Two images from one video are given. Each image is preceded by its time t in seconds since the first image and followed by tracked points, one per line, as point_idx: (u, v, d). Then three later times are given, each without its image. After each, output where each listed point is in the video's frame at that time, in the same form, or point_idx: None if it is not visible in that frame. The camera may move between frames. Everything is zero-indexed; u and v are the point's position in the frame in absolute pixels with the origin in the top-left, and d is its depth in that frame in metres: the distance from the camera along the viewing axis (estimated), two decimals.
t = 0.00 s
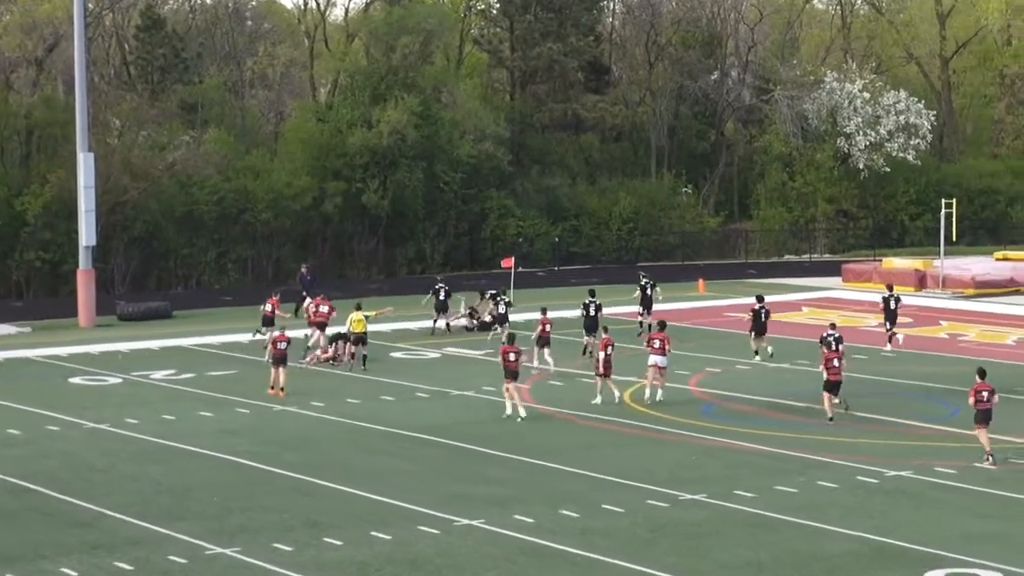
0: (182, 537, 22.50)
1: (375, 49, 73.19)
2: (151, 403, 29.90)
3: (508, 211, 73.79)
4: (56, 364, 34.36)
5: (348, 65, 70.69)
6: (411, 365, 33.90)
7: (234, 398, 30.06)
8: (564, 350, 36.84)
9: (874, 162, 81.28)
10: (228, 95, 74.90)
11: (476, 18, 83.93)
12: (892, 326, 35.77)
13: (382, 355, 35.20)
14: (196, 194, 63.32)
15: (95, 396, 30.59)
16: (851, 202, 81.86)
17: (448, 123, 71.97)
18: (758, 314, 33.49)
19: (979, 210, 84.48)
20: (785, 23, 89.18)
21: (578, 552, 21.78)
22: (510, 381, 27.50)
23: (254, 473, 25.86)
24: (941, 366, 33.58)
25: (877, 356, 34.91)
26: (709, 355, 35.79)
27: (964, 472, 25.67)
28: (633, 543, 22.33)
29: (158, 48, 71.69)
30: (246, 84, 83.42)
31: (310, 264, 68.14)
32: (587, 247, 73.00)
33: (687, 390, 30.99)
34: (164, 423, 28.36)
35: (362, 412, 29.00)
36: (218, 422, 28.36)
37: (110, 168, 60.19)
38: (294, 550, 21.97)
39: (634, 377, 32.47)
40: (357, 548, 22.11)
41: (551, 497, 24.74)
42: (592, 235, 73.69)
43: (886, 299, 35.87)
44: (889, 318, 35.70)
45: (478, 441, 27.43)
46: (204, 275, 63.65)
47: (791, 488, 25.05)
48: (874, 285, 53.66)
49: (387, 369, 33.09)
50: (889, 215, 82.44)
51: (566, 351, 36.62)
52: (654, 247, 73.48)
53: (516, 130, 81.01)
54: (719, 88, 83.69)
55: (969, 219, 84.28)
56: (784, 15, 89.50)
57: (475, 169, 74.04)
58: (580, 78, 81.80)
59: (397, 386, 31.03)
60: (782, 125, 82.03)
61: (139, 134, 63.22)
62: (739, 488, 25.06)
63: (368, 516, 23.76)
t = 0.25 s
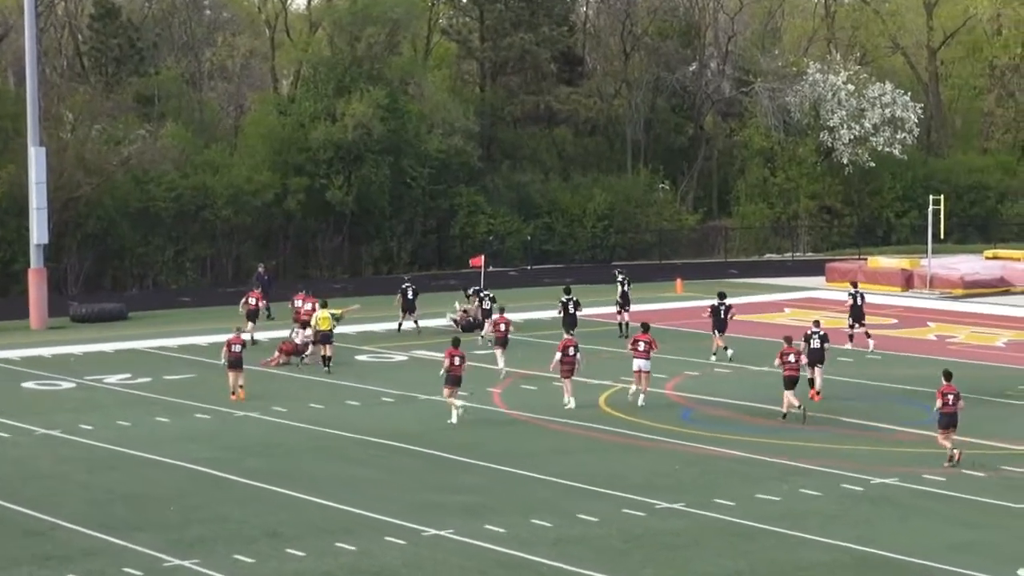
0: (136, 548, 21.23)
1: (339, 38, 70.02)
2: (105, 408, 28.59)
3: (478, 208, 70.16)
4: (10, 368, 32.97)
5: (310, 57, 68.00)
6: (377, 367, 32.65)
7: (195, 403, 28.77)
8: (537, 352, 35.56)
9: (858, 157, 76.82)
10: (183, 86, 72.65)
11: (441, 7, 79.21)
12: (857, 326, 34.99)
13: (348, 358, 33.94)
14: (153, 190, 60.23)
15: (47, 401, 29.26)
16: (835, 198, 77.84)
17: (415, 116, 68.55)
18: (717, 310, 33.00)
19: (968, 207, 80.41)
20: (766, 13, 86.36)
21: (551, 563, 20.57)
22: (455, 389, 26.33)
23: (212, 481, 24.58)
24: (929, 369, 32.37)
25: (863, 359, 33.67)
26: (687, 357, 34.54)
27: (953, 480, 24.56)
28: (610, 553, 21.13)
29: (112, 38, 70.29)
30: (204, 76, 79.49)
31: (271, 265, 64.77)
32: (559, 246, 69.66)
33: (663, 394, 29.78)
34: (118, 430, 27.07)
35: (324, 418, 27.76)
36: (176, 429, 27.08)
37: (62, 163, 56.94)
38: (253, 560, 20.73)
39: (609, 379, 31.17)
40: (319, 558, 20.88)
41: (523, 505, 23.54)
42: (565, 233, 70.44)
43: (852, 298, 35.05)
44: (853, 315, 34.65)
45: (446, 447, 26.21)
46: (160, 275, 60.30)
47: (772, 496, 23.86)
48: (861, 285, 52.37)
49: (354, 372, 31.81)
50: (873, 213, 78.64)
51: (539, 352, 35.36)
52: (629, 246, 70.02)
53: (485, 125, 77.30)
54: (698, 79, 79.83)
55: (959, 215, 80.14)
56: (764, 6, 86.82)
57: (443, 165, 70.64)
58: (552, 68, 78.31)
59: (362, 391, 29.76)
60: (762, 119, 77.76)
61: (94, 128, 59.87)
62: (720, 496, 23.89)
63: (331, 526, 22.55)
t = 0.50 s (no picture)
0: (99, 561, 19.93)
1: (311, 25, 65.72)
2: (66, 415, 27.25)
3: (456, 205, 67.22)
4: None
5: (279, 44, 64.74)
6: (352, 370, 31.39)
7: (162, 409, 27.52)
8: (518, 354, 34.28)
9: (854, 151, 75.56)
10: (150, 76, 66.68)
11: None
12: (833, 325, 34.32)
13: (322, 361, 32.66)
14: (117, 184, 56.80)
15: (6, 407, 27.88)
16: (830, 194, 76.85)
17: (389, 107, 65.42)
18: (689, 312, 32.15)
19: (969, 203, 79.08)
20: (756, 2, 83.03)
21: None
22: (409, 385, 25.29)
23: (179, 489, 23.35)
24: (927, 372, 31.21)
25: (858, 362, 32.50)
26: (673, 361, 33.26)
27: (953, 488, 23.41)
28: (597, 565, 19.93)
29: (74, 26, 62.68)
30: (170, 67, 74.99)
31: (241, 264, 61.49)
32: (541, 244, 67.22)
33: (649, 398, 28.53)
34: (80, 438, 25.75)
35: (294, 424, 26.46)
36: (141, 435, 25.82)
37: (20, 158, 53.52)
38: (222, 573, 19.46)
39: (594, 384, 29.94)
40: (292, 570, 19.63)
41: (504, 515, 22.31)
42: (547, 230, 67.74)
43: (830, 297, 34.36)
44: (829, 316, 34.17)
45: (423, 454, 24.97)
46: (125, 274, 57.21)
47: (765, 505, 22.70)
48: (856, 285, 51.21)
49: (330, 375, 30.59)
50: (870, 208, 77.83)
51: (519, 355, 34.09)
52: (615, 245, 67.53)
53: (465, 118, 72.32)
54: (686, 70, 77.30)
55: (959, 211, 78.84)
56: None
57: (419, 159, 67.51)
58: (533, 58, 73.71)
59: (336, 396, 28.53)
60: (755, 111, 75.82)
61: (54, 120, 55.60)
62: (711, 505, 22.68)
63: (303, 536, 21.30)
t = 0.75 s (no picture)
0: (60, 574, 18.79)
1: (285, 15, 61.56)
2: (31, 421, 26.07)
3: (437, 202, 64.67)
4: None
5: (252, 34, 60.93)
6: (329, 374, 30.27)
7: (133, 414, 26.40)
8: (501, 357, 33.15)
9: (851, 145, 73.85)
10: (117, 66, 63.72)
11: None
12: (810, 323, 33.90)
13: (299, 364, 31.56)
14: (83, 180, 54.27)
15: None
16: (828, 191, 74.93)
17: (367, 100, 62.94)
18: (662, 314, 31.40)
19: (971, 199, 77.70)
20: None
21: None
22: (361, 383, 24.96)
23: (147, 498, 22.23)
24: (926, 375, 30.17)
25: (856, 365, 31.44)
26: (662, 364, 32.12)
27: (955, 495, 22.38)
28: None
29: (38, 15, 58.06)
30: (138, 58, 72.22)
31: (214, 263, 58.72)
32: (526, 242, 64.89)
33: (637, 402, 27.45)
34: (44, 445, 24.60)
35: (267, 430, 25.34)
36: (109, 442, 24.70)
37: None
38: None
39: (580, 389, 28.86)
40: None
41: (487, 525, 21.22)
42: (532, 227, 65.25)
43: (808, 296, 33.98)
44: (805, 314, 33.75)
45: (400, 462, 23.88)
46: (91, 274, 54.56)
47: (759, 514, 21.66)
48: (853, 285, 50.25)
49: (308, 380, 29.50)
50: (869, 206, 75.87)
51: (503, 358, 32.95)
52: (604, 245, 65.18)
53: (445, 111, 69.76)
54: (676, 60, 74.47)
55: (960, 208, 77.30)
56: None
57: (398, 154, 65.22)
58: (518, 48, 71.59)
59: (314, 401, 27.46)
60: (749, 104, 73.69)
61: (17, 112, 52.62)
62: (702, 514, 21.62)
63: (276, 547, 20.19)
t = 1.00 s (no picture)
0: None
1: (262, 5, 60.63)
2: None
3: (420, 197, 62.86)
4: None
5: (228, 24, 59.62)
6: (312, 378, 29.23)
7: (106, 420, 25.29)
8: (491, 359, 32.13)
9: (854, 139, 72.88)
10: (84, 55, 62.51)
11: None
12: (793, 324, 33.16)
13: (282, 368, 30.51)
14: (52, 176, 52.66)
15: None
16: (830, 187, 73.91)
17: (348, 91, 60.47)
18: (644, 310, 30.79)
19: (980, 194, 77.04)
20: None
21: None
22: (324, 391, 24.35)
23: (117, 508, 21.15)
24: (932, 379, 29.12)
25: (859, 368, 30.38)
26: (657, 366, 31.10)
27: (964, 505, 21.38)
28: None
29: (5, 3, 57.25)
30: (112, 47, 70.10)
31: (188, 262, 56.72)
32: (516, 241, 63.46)
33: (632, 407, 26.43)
34: (11, 451, 23.51)
35: (244, 437, 24.28)
36: (80, 450, 23.59)
37: None
38: None
39: (572, 393, 27.78)
40: None
41: (473, 536, 20.17)
42: (520, 225, 64.03)
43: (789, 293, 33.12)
44: (789, 313, 33.15)
45: (383, 470, 22.84)
46: (59, 274, 53.08)
47: (759, 525, 20.60)
48: (856, 285, 49.16)
49: (290, 384, 28.41)
50: (873, 202, 74.91)
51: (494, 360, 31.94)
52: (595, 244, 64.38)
53: (431, 103, 67.93)
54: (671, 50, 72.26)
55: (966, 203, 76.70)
56: None
57: (381, 148, 62.92)
58: (506, 38, 69.18)
59: (295, 407, 26.38)
60: (747, 95, 71.96)
61: None
62: (699, 525, 20.59)
63: (250, 558, 19.12)
